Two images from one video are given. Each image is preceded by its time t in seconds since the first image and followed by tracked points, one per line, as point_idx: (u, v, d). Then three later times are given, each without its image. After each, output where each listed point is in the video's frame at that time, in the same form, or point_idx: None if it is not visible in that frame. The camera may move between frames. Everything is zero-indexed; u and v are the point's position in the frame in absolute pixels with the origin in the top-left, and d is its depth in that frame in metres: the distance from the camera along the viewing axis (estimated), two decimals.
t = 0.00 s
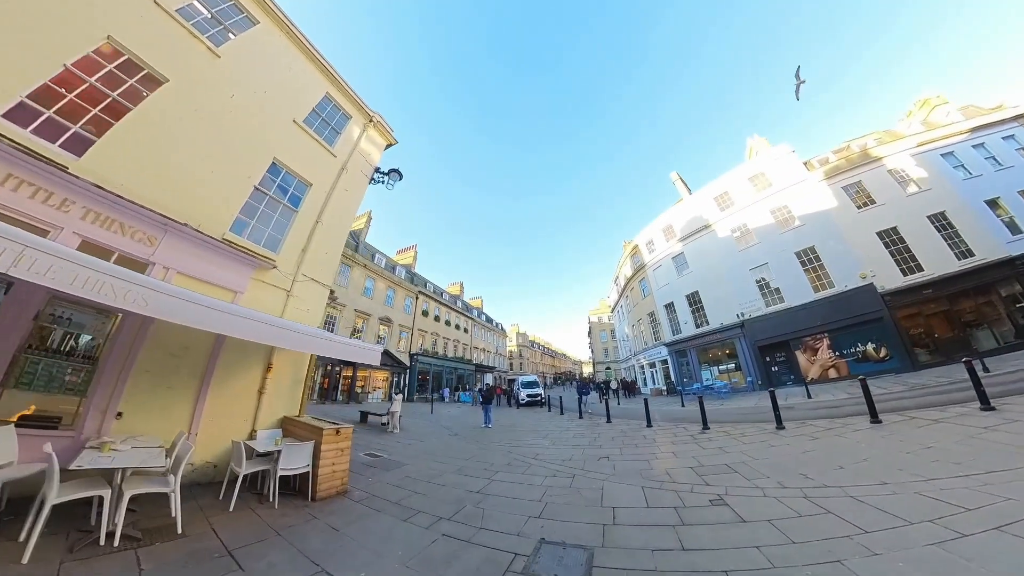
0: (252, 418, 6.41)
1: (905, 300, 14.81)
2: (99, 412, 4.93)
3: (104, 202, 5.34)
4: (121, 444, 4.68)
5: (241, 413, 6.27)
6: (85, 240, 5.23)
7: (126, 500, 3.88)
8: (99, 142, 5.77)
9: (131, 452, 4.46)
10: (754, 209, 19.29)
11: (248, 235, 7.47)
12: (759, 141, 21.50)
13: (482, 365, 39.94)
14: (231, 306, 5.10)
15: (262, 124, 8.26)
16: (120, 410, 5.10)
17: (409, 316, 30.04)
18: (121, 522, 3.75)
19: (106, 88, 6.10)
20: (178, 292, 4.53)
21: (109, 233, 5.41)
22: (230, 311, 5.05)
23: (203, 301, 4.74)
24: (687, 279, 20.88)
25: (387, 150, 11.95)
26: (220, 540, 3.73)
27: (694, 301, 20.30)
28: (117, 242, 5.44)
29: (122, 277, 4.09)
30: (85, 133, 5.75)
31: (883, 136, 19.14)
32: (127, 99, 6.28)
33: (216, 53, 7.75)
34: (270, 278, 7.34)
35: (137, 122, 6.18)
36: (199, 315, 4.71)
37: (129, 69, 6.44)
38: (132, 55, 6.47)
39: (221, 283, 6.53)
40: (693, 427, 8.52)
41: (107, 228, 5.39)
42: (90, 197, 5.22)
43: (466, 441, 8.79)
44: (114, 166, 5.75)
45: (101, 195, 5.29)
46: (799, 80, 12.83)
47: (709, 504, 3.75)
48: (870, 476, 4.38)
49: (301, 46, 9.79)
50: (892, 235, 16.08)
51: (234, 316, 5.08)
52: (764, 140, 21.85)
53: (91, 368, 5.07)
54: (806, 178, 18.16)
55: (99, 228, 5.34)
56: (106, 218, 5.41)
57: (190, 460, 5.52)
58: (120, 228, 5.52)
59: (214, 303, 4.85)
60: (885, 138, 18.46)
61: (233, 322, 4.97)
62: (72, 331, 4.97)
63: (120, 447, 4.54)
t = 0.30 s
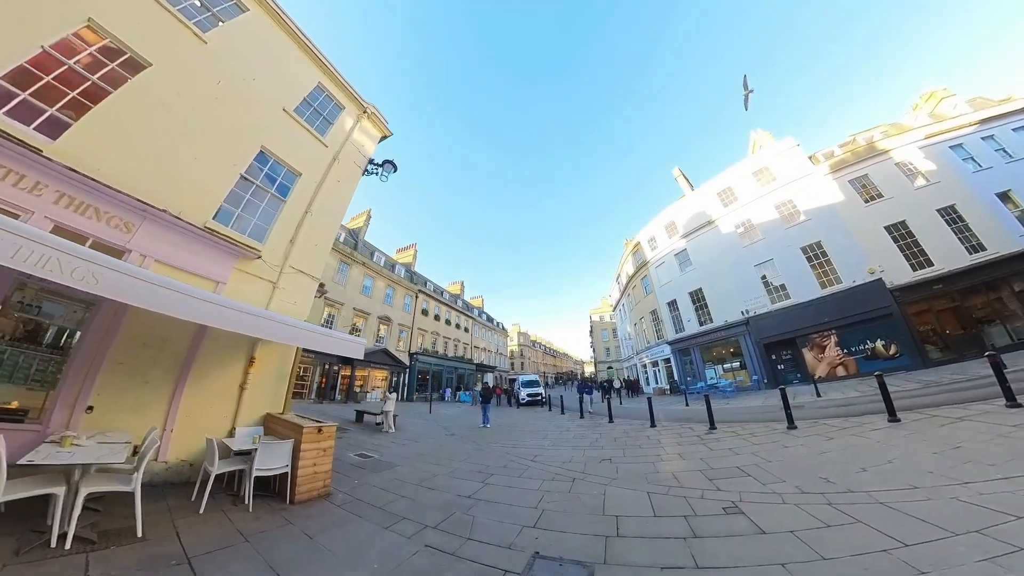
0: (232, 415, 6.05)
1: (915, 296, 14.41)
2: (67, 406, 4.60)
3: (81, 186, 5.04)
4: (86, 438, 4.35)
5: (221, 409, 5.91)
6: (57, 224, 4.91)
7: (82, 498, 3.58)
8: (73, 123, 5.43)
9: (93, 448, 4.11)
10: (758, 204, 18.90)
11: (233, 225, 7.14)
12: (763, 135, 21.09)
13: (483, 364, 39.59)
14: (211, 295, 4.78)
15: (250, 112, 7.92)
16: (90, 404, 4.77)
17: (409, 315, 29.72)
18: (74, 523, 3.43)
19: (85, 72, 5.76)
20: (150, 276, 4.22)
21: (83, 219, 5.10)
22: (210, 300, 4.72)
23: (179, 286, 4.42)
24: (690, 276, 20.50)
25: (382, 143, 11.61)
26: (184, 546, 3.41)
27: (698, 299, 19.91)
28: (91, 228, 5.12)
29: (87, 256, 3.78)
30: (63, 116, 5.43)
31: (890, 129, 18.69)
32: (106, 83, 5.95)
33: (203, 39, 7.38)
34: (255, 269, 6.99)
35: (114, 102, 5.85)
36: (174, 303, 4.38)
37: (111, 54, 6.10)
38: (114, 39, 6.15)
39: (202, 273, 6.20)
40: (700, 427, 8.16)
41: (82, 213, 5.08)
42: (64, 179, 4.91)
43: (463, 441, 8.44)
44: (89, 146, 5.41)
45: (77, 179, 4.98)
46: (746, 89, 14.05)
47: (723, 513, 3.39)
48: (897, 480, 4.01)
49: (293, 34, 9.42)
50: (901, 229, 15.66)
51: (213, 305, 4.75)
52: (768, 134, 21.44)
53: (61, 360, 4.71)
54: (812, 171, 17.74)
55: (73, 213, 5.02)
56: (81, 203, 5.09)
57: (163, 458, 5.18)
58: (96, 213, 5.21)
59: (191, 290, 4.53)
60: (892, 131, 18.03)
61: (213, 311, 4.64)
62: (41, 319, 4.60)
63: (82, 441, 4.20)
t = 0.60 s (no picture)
0: (206, 417, 5.66)
1: (927, 293, 13.92)
2: (25, 406, 4.21)
3: (45, 172, 4.66)
4: (38, 441, 3.94)
5: (194, 411, 5.53)
6: (18, 213, 4.53)
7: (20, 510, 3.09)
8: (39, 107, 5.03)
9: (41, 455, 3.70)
10: (763, 200, 18.45)
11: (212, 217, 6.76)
12: (767, 129, 20.63)
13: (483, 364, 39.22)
14: (180, 289, 4.42)
15: (234, 99, 7.53)
16: (51, 405, 4.38)
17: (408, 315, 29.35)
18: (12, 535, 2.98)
19: (55, 55, 5.38)
20: (110, 267, 3.88)
21: (48, 208, 4.73)
22: (178, 294, 4.34)
23: (142, 279, 4.05)
24: (694, 274, 20.06)
25: (374, 135, 11.24)
26: (133, 565, 3.02)
27: (701, 297, 19.46)
28: (56, 217, 4.76)
29: (30, 243, 3.40)
30: (31, 100, 5.04)
31: (898, 122, 18.23)
32: (80, 67, 5.57)
33: (184, 24, 6.96)
34: (234, 263, 6.61)
35: (85, 83, 5.46)
36: (137, 297, 4.03)
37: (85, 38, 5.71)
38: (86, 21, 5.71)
39: (175, 266, 5.82)
40: (708, 430, 7.75)
41: (46, 201, 4.71)
42: (27, 165, 4.54)
43: (458, 445, 8.04)
44: (56, 129, 5.03)
45: (41, 165, 4.61)
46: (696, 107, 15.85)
47: (743, 534, 2.97)
48: (935, 494, 3.59)
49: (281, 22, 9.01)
50: (911, 224, 15.19)
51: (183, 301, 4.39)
52: (772, 129, 20.99)
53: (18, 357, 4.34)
54: (819, 166, 17.28)
55: (37, 201, 4.65)
56: (45, 190, 4.72)
57: (129, 462, 4.85)
58: (61, 202, 4.84)
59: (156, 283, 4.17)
60: (900, 124, 17.55)
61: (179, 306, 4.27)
62: None
63: (31, 445, 3.77)
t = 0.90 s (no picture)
0: (184, 416, 5.30)
1: (937, 288, 13.54)
2: None
3: (11, 150, 4.32)
4: None
5: (170, 409, 5.18)
6: None
7: None
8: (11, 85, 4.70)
9: None
10: (768, 194, 18.06)
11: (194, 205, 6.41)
12: (772, 123, 20.22)
13: (484, 364, 38.87)
14: (160, 276, 4.14)
15: (221, 84, 7.19)
16: (12, 399, 4.05)
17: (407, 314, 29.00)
18: None
19: (28, 31, 5.05)
20: (84, 252, 3.59)
21: (14, 188, 4.38)
22: (156, 282, 4.05)
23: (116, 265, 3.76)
24: (697, 270, 19.68)
25: (369, 126, 10.91)
26: None
27: (706, 294, 19.08)
28: (23, 199, 4.41)
29: None
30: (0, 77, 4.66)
31: (905, 114, 17.79)
32: (55, 45, 5.23)
33: (168, 5, 6.60)
34: (216, 252, 6.25)
35: (60, 59, 5.12)
36: (107, 281, 3.72)
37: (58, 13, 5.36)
38: None
39: (153, 254, 5.49)
40: (718, 431, 7.36)
41: (12, 181, 4.36)
42: None
43: (455, 447, 7.66)
44: (25, 105, 4.68)
45: (6, 142, 4.26)
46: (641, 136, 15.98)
47: (772, 549, 2.62)
48: (980, 499, 3.24)
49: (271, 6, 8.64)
50: (921, 218, 14.78)
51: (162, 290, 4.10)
52: (777, 123, 20.58)
53: None
54: (825, 159, 16.87)
55: (3, 181, 4.30)
56: (12, 170, 4.38)
57: (97, 463, 4.53)
58: (29, 182, 4.50)
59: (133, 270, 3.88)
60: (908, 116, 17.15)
61: (157, 294, 3.98)
62: None
63: None
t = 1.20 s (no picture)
0: (156, 417, 4.96)
1: (951, 285, 13.10)
2: None
3: None
4: None
5: (141, 410, 4.84)
6: None
7: None
8: None
9: None
10: (773, 190, 17.67)
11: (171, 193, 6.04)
12: (776, 117, 19.82)
13: (485, 364, 38.46)
14: (135, 270, 3.84)
15: (205, 69, 6.85)
16: None
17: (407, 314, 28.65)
18: None
19: None
20: (48, 243, 3.32)
21: None
22: (130, 275, 3.75)
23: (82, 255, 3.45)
24: (701, 268, 19.29)
25: (363, 117, 10.58)
26: None
27: (710, 292, 18.68)
28: None
29: None
30: None
31: (913, 107, 17.33)
32: (24, 23, 4.88)
33: None
34: (193, 242, 5.90)
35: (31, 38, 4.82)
36: (69, 272, 3.40)
37: None
38: None
39: (124, 244, 5.14)
40: (729, 435, 6.94)
41: None
42: None
43: (450, 452, 7.26)
44: None
45: None
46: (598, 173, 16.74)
47: None
48: None
49: None
50: (932, 213, 14.34)
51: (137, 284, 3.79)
52: (781, 117, 20.17)
53: None
54: (833, 153, 16.46)
55: None
56: None
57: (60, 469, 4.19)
58: None
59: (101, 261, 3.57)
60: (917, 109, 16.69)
61: (129, 288, 3.67)
62: None
63: None
